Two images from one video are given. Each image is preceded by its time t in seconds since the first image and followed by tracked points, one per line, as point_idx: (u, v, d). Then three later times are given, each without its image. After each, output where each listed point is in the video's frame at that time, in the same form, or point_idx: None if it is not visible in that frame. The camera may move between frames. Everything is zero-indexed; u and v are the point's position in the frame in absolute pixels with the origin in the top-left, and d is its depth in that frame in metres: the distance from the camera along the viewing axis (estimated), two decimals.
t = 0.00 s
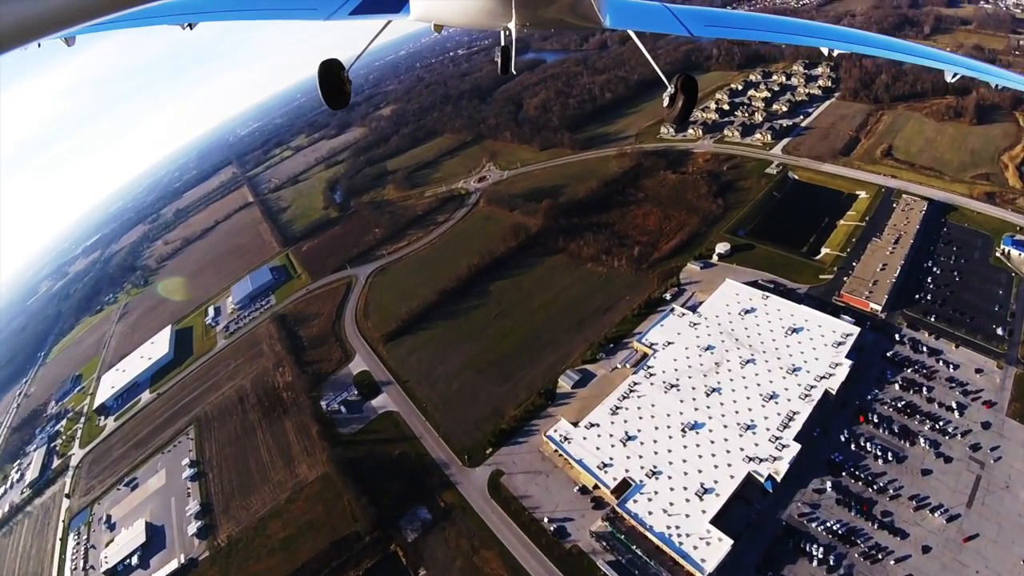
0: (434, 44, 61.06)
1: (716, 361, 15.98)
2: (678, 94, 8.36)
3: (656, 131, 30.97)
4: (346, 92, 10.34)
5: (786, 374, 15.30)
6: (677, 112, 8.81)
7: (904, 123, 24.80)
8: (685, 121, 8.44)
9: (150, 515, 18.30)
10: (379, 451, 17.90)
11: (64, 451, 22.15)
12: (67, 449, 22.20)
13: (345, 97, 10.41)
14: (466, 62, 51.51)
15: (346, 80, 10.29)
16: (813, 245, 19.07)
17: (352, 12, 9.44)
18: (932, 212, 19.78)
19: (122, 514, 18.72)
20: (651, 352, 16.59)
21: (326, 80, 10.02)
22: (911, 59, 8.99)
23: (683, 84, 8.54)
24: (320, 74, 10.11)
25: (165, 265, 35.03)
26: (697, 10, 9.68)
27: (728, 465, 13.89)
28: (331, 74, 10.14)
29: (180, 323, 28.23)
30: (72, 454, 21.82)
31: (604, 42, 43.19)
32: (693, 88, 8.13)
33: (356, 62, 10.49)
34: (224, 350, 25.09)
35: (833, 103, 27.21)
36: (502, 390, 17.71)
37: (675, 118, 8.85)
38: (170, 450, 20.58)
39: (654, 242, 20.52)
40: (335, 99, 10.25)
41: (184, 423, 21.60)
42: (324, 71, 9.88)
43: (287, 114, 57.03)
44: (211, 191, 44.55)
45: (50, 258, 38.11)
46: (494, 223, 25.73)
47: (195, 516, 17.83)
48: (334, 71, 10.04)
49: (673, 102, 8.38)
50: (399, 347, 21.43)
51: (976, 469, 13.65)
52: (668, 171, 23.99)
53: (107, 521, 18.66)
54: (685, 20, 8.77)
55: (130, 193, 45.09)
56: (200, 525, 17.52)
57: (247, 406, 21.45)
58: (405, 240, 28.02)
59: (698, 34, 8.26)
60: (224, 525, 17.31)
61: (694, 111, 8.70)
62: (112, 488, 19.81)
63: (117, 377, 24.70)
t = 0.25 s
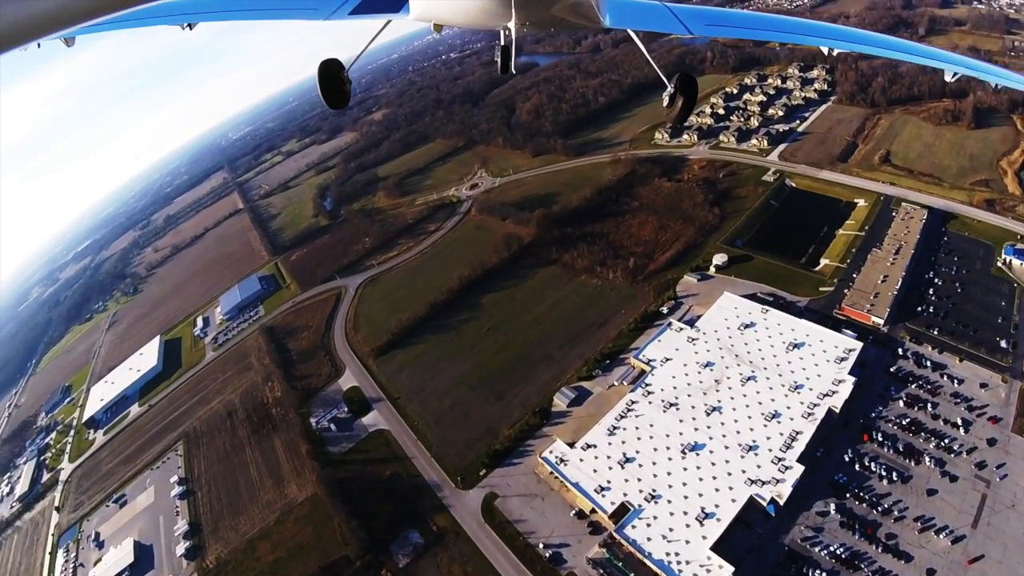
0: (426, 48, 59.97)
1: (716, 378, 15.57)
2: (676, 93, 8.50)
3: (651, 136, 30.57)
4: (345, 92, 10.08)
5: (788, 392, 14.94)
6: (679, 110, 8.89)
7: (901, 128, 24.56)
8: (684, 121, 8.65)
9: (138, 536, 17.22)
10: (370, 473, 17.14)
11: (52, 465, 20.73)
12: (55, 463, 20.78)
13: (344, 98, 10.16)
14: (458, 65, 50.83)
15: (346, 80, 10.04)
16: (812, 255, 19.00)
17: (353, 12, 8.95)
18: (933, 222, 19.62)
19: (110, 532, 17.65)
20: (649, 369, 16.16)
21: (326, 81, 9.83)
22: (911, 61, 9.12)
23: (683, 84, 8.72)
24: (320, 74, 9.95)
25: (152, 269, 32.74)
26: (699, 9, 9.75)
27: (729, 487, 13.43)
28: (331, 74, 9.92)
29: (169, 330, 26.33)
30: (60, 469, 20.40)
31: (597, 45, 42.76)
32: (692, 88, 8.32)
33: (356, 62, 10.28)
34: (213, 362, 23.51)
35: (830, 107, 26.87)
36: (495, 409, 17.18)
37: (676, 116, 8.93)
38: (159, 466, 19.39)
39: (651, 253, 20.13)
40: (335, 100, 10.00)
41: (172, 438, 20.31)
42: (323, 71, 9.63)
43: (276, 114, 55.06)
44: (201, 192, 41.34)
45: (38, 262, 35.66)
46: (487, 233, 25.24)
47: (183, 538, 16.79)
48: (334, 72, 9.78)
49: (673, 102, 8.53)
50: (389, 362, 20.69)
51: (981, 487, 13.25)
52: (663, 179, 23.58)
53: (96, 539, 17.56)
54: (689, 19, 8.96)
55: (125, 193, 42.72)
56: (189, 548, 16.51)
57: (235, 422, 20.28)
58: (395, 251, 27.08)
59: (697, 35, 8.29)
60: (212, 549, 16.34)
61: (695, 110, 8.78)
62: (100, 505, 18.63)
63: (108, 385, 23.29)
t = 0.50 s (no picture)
0: (416, 55, 59.06)
1: (714, 398, 15.07)
2: (677, 94, 8.79)
3: (643, 143, 30.19)
4: (345, 93, 10.16)
5: (789, 412, 14.47)
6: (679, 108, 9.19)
7: (897, 134, 24.34)
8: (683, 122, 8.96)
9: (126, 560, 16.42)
10: (359, 499, 16.36)
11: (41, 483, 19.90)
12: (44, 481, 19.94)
13: (344, 98, 10.24)
14: (448, 72, 50.37)
15: (345, 81, 10.16)
16: (810, 266, 18.56)
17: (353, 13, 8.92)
18: (933, 230, 19.24)
19: (99, 554, 16.89)
20: (645, 389, 15.63)
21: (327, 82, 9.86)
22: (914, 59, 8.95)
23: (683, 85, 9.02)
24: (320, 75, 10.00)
25: (147, 282, 31.00)
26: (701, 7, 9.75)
27: (730, 514, 12.89)
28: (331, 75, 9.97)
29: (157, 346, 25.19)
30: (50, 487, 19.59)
31: (588, 51, 42.46)
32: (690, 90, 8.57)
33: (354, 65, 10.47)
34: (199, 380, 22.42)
35: (824, 113, 26.58)
36: (487, 431, 16.63)
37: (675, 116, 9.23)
38: (146, 486, 18.55)
39: (645, 265, 19.66)
40: (335, 101, 10.08)
41: (159, 458, 19.43)
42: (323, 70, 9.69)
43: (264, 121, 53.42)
44: (193, 203, 39.43)
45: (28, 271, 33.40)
46: (477, 245, 24.68)
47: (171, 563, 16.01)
48: (334, 73, 9.80)
49: (674, 102, 8.74)
50: (378, 381, 19.95)
51: (987, 507, 12.82)
52: (657, 188, 23.13)
53: (84, 562, 16.79)
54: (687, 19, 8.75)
55: (119, 199, 40.68)
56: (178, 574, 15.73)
57: (223, 442, 19.43)
58: (385, 262, 26.35)
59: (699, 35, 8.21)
60: None
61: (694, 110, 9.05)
62: (89, 526, 17.80)
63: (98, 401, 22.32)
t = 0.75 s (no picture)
0: (407, 62, 58.03)
1: (711, 420, 14.55)
2: (677, 94, 9.58)
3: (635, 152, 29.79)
4: (345, 92, 9.87)
5: (788, 434, 13.97)
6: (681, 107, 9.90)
7: (893, 141, 24.20)
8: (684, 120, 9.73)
9: None
10: (346, 524, 15.58)
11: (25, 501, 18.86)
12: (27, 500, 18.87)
13: (344, 98, 9.95)
14: (438, 79, 49.78)
15: (346, 80, 9.81)
16: (807, 280, 18.25)
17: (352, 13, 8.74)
18: (931, 241, 18.95)
19: None
20: (640, 410, 15.09)
21: (326, 81, 9.52)
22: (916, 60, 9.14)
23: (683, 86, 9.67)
24: (319, 73, 9.59)
25: (137, 293, 29.32)
26: (704, 11, 10.02)
27: (729, 542, 12.31)
28: (331, 73, 9.57)
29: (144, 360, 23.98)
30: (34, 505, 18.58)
31: (578, 58, 42.13)
32: (690, 90, 9.39)
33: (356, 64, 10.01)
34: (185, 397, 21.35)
35: (817, 120, 26.28)
36: (476, 454, 15.99)
37: (676, 115, 9.95)
38: (131, 507, 17.59)
39: (638, 280, 19.19)
40: (334, 100, 9.71)
41: (143, 478, 18.46)
42: (323, 69, 9.40)
43: (254, 128, 51.64)
44: (183, 210, 37.73)
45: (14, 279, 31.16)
46: (467, 259, 24.11)
47: None
48: (334, 72, 9.54)
49: (673, 101, 9.59)
50: (366, 401, 19.18)
51: (990, 528, 12.40)
52: (649, 200, 22.71)
53: None
54: (688, 19, 9.55)
55: (113, 203, 38.78)
56: None
57: (207, 462, 18.50)
58: (372, 274, 25.62)
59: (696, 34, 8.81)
60: None
61: (694, 111, 9.76)
62: (71, 549, 16.81)
63: (84, 416, 21.29)
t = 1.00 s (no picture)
0: (397, 69, 57.06)
1: (712, 442, 14.08)
2: (677, 93, 9.38)
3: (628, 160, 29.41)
4: (346, 92, 9.88)
5: (791, 455, 13.52)
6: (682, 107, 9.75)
7: (888, 147, 23.95)
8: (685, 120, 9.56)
9: None
10: (336, 550, 14.88)
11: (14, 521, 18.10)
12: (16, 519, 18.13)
13: (344, 98, 9.98)
14: (428, 86, 49.20)
15: (346, 80, 9.80)
16: (806, 292, 17.86)
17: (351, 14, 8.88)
18: (931, 250, 18.62)
19: None
20: (639, 432, 14.61)
21: (326, 81, 9.55)
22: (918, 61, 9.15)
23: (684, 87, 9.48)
24: (319, 74, 9.61)
25: (127, 307, 27.66)
26: (705, 11, 9.94)
27: (732, 572, 11.80)
28: (331, 73, 9.56)
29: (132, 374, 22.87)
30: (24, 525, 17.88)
31: (569, 64, 41.75)
32: (691, 89, 9.18)
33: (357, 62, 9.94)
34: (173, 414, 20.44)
35: (811, 126, 26.01)
36: (469, 479, 15.40)
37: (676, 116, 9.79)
38: (120, 528, 16.91)
39: (634, 293, 18.75)
40: (335, 100, 9.73)
41: (130, 500, 17.65)
42: (323, 70, 9.44)
43: (246, 131, 49.14)
44: (173, 219, 35.42)
45: None
46: (458, 272, 23.60)
47: None
48: (334, 71, 9.55)
49: (673, 101, 9.43)
50: (355, 422, 18.41)
51: (997, 549, 12.02)
52: (644, 209, 22.29)
53: None
54: (689, 19, 9.51)
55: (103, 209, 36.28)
56: None
57: (195, 485, 17.73)
58: (362, 288, 24.86)
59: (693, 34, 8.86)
60: None
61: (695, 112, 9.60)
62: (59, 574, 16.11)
63: (74, 432, 20.42)
